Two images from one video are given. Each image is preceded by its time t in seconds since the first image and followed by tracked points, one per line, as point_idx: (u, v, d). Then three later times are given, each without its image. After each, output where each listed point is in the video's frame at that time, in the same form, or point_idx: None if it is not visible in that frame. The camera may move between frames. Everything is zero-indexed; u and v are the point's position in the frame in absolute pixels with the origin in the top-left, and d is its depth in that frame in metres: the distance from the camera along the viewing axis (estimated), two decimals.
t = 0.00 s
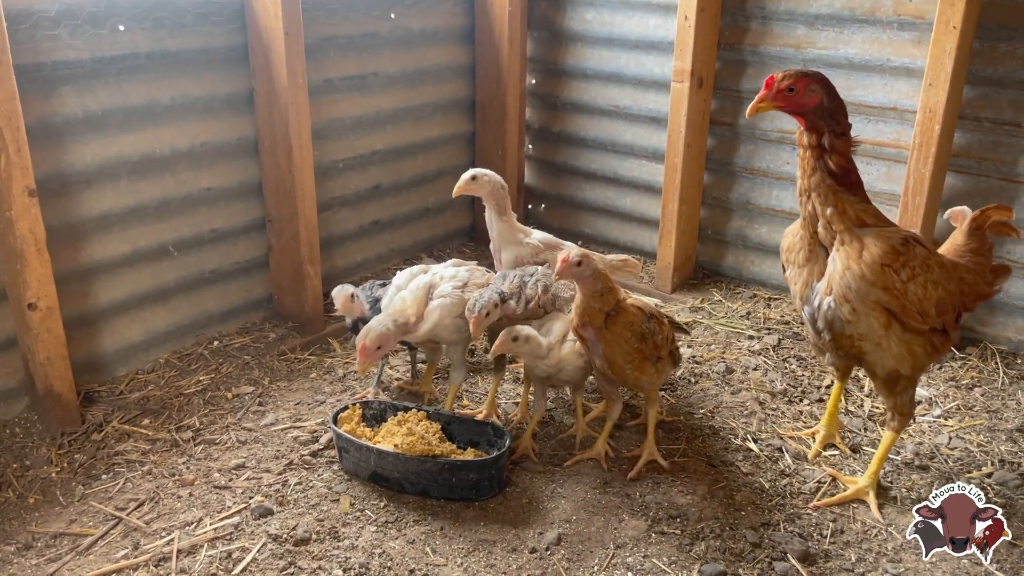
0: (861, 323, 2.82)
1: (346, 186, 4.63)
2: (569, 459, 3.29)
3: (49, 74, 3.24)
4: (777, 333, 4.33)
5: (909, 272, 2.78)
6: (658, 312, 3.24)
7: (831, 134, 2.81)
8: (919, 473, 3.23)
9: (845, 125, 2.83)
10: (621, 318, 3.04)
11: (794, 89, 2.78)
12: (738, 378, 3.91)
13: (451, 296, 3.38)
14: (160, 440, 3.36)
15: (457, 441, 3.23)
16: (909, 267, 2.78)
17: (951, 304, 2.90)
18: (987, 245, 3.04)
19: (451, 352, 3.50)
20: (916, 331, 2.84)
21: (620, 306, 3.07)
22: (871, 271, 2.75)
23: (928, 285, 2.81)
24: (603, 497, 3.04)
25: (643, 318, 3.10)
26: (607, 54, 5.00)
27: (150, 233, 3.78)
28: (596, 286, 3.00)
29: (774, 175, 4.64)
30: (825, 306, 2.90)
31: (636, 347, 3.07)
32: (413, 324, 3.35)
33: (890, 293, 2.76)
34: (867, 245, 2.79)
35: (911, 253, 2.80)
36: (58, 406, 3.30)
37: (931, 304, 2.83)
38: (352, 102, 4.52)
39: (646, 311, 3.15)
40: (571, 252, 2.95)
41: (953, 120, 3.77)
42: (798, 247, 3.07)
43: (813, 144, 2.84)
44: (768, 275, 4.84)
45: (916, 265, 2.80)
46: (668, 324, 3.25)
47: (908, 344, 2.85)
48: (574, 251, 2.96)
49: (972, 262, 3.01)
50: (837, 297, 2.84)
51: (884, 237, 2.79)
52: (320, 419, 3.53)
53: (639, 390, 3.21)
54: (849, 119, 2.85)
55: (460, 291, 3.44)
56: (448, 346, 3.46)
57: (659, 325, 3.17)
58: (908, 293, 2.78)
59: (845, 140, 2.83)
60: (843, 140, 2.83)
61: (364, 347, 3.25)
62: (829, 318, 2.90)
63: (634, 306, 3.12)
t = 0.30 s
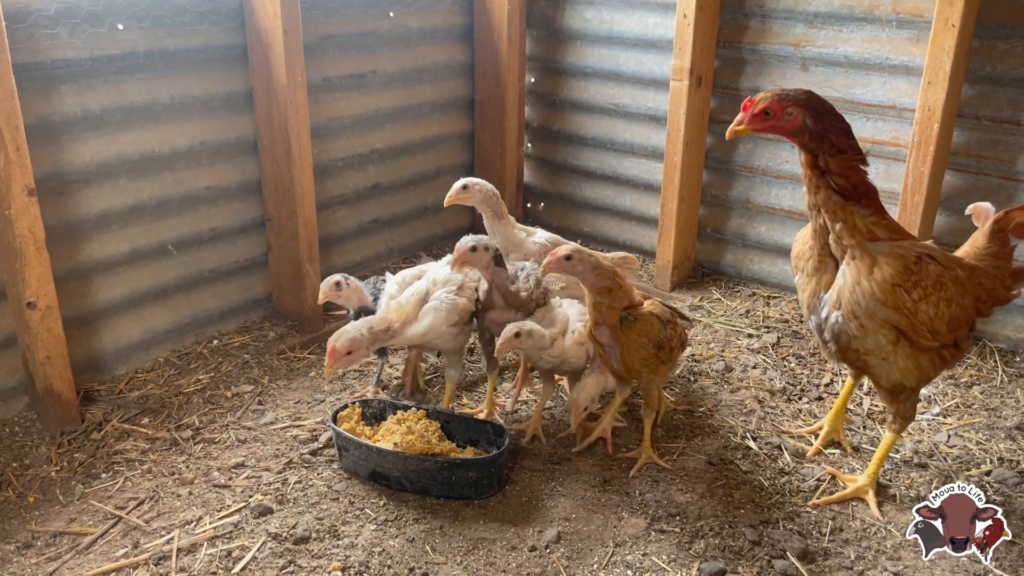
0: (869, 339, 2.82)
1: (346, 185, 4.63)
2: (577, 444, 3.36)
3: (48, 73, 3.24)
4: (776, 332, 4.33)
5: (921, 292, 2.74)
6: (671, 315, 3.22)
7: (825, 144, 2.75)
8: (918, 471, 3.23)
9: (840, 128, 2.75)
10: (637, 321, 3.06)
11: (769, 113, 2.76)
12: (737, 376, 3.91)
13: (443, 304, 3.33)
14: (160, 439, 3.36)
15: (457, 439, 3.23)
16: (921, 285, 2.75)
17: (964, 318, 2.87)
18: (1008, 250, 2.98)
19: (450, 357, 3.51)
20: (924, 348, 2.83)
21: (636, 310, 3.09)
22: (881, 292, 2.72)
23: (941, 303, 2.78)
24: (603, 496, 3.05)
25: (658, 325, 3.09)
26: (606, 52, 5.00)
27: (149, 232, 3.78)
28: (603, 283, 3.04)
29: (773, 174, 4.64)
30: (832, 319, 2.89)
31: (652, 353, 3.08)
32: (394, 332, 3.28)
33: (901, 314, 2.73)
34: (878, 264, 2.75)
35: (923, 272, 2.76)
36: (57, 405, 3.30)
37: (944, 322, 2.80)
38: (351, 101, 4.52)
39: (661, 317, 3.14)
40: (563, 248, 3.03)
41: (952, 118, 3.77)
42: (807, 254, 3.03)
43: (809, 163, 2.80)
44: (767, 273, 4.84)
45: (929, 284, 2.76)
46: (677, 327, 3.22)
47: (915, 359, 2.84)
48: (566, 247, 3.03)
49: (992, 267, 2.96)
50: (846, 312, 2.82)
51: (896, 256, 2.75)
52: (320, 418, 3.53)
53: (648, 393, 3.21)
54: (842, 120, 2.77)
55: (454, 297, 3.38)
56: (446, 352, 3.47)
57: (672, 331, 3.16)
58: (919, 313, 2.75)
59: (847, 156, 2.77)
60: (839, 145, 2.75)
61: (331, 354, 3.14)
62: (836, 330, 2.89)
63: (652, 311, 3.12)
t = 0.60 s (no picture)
0: (870, 345, 2.80)
1: (345, 184, 4.63)
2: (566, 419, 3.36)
3: (47, 72, 3.24)
4: (775, 330, 4.34)
5: (922, 299, 2.73)
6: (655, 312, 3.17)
7: (822, 151, 2.72)
8: (917, 469, 3.24)
9: (837, 136, 2.72)
10: (610, 315, 3.08)
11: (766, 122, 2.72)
12: (736, 375, 3.92)
13: (438, 299, 3.36)
14: (159, 438, 3.36)
15: (456, 438, 3.23)
16: (922, 293, 2.73)
17: (967, 324, 2.84)
18: (1016, 254, 2.97)
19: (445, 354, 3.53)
20: (925, 355, 2.83)
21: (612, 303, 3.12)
22: (882, 298, 2.71)
23: (942, 310, 2.76)
24: (602, 494, 3.05)
25: (633, 322, 3.08)
26: (605, 51, 5.00)
27: (149, 231, 3.78)
28: (574, 273, 3.12)
29: (772, 172, 4.64)
30: (833, 326, 2.86)
31: (627, 349, 3.09)
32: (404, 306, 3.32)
33: (901, 320, 2.73)
34: (877, 270, 2.73)
35: (924, 278, 2.74)
36: (57, 404, 3.30)
37: (945, 329, 2.78)
38: (350, 100, 4.52)
39: (640, 314, 3.11)
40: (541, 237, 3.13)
41: (951, 117, 3.77)
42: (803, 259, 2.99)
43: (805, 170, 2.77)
44: (766, 272, 4.84)
45: (930, 291, 2.74)
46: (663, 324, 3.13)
47: (916, 365, 2.84)
48: (543, 236, 3.14)
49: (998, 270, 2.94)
50: (847, 319, 2.80)
51: (896, 263, 2.73)
52: (319, 416, 3.54)
53: (636, 389, 3.23)
54: (839, 126, 2.74)
55: (451, 293, 3.42)
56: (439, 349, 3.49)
57: (654, 328, 3.10)
58: (920, 321, 2.74)
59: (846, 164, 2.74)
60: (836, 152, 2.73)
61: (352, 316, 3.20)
62: (836, 337, 2.87)
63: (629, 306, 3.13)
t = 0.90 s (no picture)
0: (873, 351, 2.81)
1: (344, 183, 4.63)
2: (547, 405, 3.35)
3: (46, 71, 3.24)
4: (774, 329, 4.34)
5: (922, 305, 2.72)
6: (655, 312, 3.18)
7: (787, 194, 2.72)
8: (916, 468, 3.24)
9: (796, 176, 2.72)
10: (607, 315, 3.08)
11: (724, 187, 2.75)
12: (735, 374, 3.92)
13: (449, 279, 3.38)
14: (159, 437, 3.36)
15: (456, 436, 3.23)
16: (924, 299, 2.72)
17: (973, 329, 2.82)
18: None
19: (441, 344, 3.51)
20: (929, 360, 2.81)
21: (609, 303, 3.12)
22: (882, 307, 2.72)
23: (943, 316, 2.75)
24: (602, 493, 3.05)
25: (631, 321, 3.08)
26: (605, 49, 5.00)
27: (148, 230, 3.78)
28: (572, 271, 3.11)
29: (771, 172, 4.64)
30: (836, 333, 2.87)
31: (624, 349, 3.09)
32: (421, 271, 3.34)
33: (902, 327, 2.73)
34: (876, 279, 2.73)
35: (924, 284, 2.73)
36: (57, 403, 3.30)
37: (947, 334, 2.77)
38: (350, 99, 4.52)
39: (638, 314, 3.12)
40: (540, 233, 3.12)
41: (950, 115, 3.77)
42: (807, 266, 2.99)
43: (778, 216, 2.78)
44: (765, 270, 4.85)
45: (930, 297, 2.73)
46: (661, 325, 3.15)
47: (920, 370, 2.83)
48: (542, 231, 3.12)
49: (1010, 271, 2.89)
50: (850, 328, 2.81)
51: (894, 270, 2.72)
52: (319, 415, 3.54)
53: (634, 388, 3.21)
54: (795, 165, 2.74)
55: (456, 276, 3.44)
56: (435, 338, 3.44)
57: (651, 329, 3.11)
58: (920, 326, 2.73)
59: (809, 201, 2.73)
60: (800, 187, 2.72)
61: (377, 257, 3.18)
62: (840, 343, 2.88)
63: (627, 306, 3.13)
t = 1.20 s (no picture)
0: (870, 353, 2.82)
1: (344, 182, 4.63)
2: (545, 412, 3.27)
3: (45, 70, 3.23)
4: (774, 327, 4.34)
5: (915, 306, 2.72)
6: (653, 309, 3.19)
7: (790, 247, 2.77)
8: (915, 466, 3.24)
9: (796, 229, 2.77)
10: (604, 315, 3.08)
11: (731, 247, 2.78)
12: (735, 372, 3.92)
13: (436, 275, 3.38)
14: (159, 436, 3.36)
15: (456, 435, 3.23)
16: (917, 301, 2.72)
17: (969, 328, 2.81)
18: None
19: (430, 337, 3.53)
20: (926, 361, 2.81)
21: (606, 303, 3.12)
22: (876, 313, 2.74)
23: (937, 316, 2.74)
24: (602, 491, 3.05)
25: (628, 320, 3.08)
26: (604, 48, 5.00)
27: (147, 229, 3.77)
28: (569, 270, 3.11)
29: (771, 170, 4.64)
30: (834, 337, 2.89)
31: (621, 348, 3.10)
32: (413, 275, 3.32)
33: (896, 329, 2.74)
34: (874, 289, 2.73)
35: (916, 285, 2.73)
36: (56, 402, 3.30)
37: (942, 334, 2.77)
38: (349, 98, 4.51)
39: (637, 311, 3.12)
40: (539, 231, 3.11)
41: (949, 114, 3.77)
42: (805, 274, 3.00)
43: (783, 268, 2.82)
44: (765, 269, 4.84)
45: (923, 299, 2.73)
46: (659, 322, 3.16)
47: (917, 371, 2.83)
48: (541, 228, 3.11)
49: (1013, 268, 2.88)
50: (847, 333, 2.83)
51: (887, 275, 2.72)
52: (319, 414, 3.53)
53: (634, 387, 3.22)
54: (794, 221, 2.79)
55: (443, 272, 3.44)
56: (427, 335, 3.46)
57: (649, 327, 3.11)
58: (914, 328, 2.74)
59: (813, 250, 2.76)
60: (804, 240, 2.76)
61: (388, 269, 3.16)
62: (838, 347, 2.90)
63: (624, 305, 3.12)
